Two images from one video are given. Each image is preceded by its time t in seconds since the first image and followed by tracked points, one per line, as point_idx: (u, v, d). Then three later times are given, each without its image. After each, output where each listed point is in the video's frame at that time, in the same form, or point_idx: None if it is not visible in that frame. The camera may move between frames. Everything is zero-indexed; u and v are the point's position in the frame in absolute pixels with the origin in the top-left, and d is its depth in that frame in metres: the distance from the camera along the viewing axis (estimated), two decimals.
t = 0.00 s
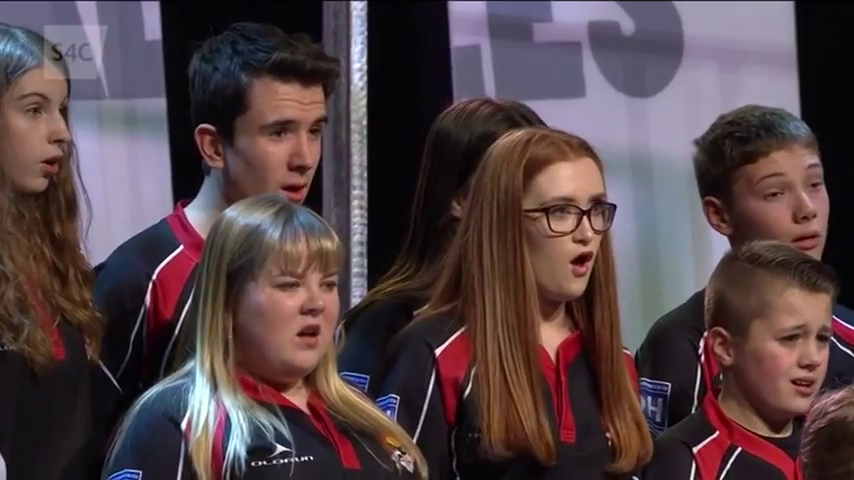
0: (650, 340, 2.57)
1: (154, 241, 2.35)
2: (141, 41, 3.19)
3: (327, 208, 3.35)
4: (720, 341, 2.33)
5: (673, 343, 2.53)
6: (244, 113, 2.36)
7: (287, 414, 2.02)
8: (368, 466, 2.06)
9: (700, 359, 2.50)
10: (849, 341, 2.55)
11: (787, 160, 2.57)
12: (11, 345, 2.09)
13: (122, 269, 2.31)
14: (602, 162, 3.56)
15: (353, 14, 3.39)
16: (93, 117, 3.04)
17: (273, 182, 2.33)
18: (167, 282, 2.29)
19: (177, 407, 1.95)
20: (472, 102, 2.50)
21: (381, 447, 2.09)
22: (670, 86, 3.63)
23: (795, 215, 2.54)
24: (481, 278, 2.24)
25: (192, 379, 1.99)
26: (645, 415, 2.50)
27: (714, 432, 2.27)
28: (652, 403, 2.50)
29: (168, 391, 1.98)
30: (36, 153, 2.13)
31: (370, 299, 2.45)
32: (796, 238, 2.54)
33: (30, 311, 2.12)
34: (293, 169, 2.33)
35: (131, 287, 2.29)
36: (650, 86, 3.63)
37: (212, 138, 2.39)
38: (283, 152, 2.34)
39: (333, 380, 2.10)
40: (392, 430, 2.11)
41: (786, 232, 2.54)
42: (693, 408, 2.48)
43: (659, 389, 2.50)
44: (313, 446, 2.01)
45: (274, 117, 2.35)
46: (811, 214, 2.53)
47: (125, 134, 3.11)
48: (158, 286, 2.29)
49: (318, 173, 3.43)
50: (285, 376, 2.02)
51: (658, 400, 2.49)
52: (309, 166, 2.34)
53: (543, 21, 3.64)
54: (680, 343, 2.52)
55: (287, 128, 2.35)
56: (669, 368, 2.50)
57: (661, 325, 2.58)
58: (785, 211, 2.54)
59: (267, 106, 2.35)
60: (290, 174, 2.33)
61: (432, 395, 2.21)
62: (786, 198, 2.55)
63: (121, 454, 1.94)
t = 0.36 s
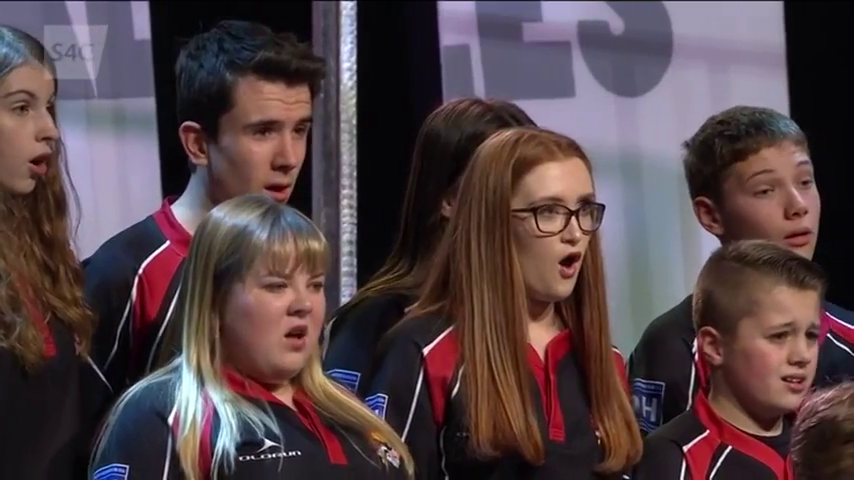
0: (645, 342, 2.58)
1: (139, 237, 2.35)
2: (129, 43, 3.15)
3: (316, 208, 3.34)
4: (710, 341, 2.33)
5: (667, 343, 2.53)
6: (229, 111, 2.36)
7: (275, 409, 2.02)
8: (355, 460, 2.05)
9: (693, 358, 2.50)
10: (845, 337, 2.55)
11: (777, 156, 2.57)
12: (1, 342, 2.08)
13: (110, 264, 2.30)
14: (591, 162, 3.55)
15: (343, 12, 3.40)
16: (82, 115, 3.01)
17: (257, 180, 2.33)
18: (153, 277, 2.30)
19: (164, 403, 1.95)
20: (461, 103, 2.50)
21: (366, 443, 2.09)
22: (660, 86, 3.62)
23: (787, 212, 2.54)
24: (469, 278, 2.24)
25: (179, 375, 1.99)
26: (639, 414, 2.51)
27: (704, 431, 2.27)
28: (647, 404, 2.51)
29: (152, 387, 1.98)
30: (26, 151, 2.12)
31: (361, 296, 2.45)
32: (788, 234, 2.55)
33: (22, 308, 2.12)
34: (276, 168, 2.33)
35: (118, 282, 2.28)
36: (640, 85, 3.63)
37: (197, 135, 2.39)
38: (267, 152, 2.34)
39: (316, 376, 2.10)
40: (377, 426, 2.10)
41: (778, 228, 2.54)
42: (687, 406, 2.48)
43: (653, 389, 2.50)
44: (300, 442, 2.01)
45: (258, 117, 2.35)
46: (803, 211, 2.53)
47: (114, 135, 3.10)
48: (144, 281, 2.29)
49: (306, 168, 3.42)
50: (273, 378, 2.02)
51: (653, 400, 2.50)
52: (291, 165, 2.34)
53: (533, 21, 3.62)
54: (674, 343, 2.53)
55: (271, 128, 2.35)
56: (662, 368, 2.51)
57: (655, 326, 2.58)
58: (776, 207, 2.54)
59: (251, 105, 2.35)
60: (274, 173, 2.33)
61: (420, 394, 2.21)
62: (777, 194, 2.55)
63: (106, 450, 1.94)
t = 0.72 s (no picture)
0: (640, 336, 2.58)
1: (126, 236, 2.35)
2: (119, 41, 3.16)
3: (306, 206, 3.34)
4: (700, 341, 2.34)
5: (662, 338, 2.54)
6: (215, 110, 2.36)
7: (265, 409, 2.03)
8: (344, 461, 2.06)
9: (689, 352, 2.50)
10: (839, 331, 2.56)
11: (771, 150, 2.57)
12: None
13: (94, 265, 2.30)
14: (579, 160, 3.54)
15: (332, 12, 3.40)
16: (71, 114, 3.03)
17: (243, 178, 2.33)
18: (140, 275, 2.30)
19: (154, 403, 1.95)
20: (453, 102, 2.50)
21: (355, 443, 2.09)
22: (648, 86, 3.63)
23: (781, 207, 2.54)
24: (457, 276, 2.24)
25: (169, 374, 1.99)
26: (634, 407, 2.51)
27: (697, 428, 2.27)
28: (642, 397, 2.51)
29: (143, 386, 1.98)
30: (18, 151, 2.13)
31: (353, 293, 2.45)
32: (784, 228, 2.54)
33: (12, 309, 2.12)
34: (261, 167, 2.34)
35: (105, 283, 2.28)
36: (629, 84, 3.64)
37: (182, 134, 2.40)
38: (253, 151, 2.34)
39: (304, 376, 2.11)
40: (365, 426, 2.11)
41: (773, 223, 2.54)
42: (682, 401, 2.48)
43: (649, 382, 2.51)
44: (290, 441, 2.02)
45: (245, 115, 2.35)
46: (797, 205, 2.53)
47: (104, 134, 3.10)
48: (131, 281, 2.29)
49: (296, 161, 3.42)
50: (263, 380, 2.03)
51: (648, 393, 2.50)
52: (277, 165, 2.34)
53: (523, 20, 3.62)
54: (669, 339, 2.53)
55: (257, 126, 2.36)
56: (657, 362, 2.52)
57: (650, 321, 2.59)
58: (770, 202, 2.54)
59: (238, 104, 2.35)
60: (259, 172, 2.34)
61: (407, 394, 2.22)
62: (772, 188, 2.55)
63: (97, 448, 1.94)
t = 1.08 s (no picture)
0: (624, 338, 2.59)
1: (115, 236, 2.34)
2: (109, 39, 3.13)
3: (295, 206, 3.32)
4: (694, 341, 2.34)
5: (647, 341, 2.53)
6: (205, 109, 2.36)
7: (254, 413, 2.03)
8: (333, 460, 2.06)
9: (675, 356, 2.51)
10: (822, 336, 2.56)
11: (760, 153, 2.58)
12: None
13: (85, 264, 2.30)
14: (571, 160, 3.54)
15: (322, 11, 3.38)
16: (62, 113, 3.02)
17: (230, 178, 2.33)
18: (129, 276, 2.29)
19: (142, 405, 1.95)
20: (445, 100, 2.50)
21: (343, 444, 2.09)
22: (638, 83, 3.63)
23: (771, 208, 2.54)
24: (448, 274, 2.24)
25: (157, 375, 1.98)
26: (619, 410, 2.51)
27: (688, 429, 2.27)
28: (627, 400, 2.51)
29: (132, 389, 1.98)
30: (8, 151, 2.12)
31: (344, 292, 2.45)
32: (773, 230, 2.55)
33: None
34: (252, 166, 2.33)
35: (95, 284, 2.27)
36: (619, 82, 3.63)
37: (173, 133, 2.39)
38: (243, 151, 2.34)
39: (293, 378, 2.11)
40: (352, 427, 2.11)
41: (763, 224, 2.54)
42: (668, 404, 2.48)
43: (634, 385, 2.51)
44: (279, 441, 2.02)
45: (234, 113, 2.34)
46: (787, 206, 2.54)
47: (93, 135, 3.08)
48: (121, 281, 2.28)
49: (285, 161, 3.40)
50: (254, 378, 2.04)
51: (633, 396, 2.50)
52: (267, 163, 2.34)
53: (513, 18, 3.61)
54: (654, 341, 2.53)
55: (247, 124, 2.35)
56: (643, 362, 2.52)
57: (635, 323, 2.59)
58: (760, 204, 2.55)
59: (227, 104, 2.35)
60: (250, 171, 2.33)
61: (396, 393, 2.22)
62: (761, 190, 2.56)
63: (84, 452, 1.93)
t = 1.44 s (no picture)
0: (610, 337, 2.59)
1: (108, 235, 2.34)
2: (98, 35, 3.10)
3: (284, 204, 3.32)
4: (683, 337, 2.34)
5: (633, 340, 2.53)
6: (197, 106, 2.35)
7: (243, 413, 2.03)
8: (322, 459, 2.05)
9: (661, 355, 2.51)
10: (805, 336, 2.55)
11: (749, 152, 2.58)
12: None
13: (79, 265, 2.28)
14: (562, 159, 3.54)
15: (311, 9, 3.38)
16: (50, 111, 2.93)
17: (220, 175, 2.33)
18: (123, 275, 2.29)
19: (129, 408, 1.94)
20: (443, 101, 2.50)
21: (333, 443, 2.09)
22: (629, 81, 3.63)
23: (762, 207, 2.55)
24: (438, 273, 2.24)
25: (144, 378, 1.98)
26: (605, 410, 2.51)
27: (674, 429, 2.27)
28: (613, 400, 2.51)
29: (120, 392, 1.97)
30: None
31: (336, 298, 2.44)
32: (760, 229, 2.56)
33: None
34: (243, 161, 2.33)
35: (89, 280, 2.27)
36: (609, 77, 3.64)
37: (164, 131, 2.39)
38: (235, 146, 2.33)
39: (283, 379, 2.11)
40: (341, 426, 2.11)
41: (752, 225, 2.56)
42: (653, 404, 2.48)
43: (619, 385, 2.51)
44: (268, 441, 2.02)
45: (227, 110, 2.34)
46: (778, 207, 2.55)
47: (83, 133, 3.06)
48: (115, 278, 2.29)
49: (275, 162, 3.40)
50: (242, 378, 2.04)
51: (619, 396, 2.50)
52: (259, 159, 2.34)
53: (501, 17, 3.61)
54: (640, 340, 2.53)
55: (239, 121, 2.35)
56: (629, 361, 2.52)
57: (622, 322, 2.59)
58: (751, 203, 2.55)
59: (219, 101, 2.35)
60: (241, 166, 2.33)
61: (385, 393, 2.21)
62: (752, 190, 2.56)
63: (73, 454, 1.93)
